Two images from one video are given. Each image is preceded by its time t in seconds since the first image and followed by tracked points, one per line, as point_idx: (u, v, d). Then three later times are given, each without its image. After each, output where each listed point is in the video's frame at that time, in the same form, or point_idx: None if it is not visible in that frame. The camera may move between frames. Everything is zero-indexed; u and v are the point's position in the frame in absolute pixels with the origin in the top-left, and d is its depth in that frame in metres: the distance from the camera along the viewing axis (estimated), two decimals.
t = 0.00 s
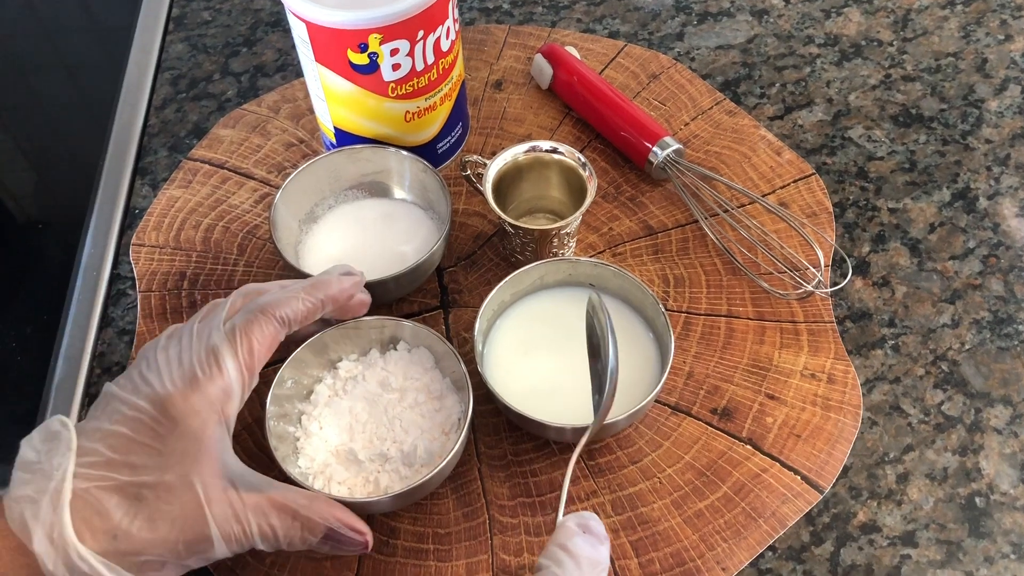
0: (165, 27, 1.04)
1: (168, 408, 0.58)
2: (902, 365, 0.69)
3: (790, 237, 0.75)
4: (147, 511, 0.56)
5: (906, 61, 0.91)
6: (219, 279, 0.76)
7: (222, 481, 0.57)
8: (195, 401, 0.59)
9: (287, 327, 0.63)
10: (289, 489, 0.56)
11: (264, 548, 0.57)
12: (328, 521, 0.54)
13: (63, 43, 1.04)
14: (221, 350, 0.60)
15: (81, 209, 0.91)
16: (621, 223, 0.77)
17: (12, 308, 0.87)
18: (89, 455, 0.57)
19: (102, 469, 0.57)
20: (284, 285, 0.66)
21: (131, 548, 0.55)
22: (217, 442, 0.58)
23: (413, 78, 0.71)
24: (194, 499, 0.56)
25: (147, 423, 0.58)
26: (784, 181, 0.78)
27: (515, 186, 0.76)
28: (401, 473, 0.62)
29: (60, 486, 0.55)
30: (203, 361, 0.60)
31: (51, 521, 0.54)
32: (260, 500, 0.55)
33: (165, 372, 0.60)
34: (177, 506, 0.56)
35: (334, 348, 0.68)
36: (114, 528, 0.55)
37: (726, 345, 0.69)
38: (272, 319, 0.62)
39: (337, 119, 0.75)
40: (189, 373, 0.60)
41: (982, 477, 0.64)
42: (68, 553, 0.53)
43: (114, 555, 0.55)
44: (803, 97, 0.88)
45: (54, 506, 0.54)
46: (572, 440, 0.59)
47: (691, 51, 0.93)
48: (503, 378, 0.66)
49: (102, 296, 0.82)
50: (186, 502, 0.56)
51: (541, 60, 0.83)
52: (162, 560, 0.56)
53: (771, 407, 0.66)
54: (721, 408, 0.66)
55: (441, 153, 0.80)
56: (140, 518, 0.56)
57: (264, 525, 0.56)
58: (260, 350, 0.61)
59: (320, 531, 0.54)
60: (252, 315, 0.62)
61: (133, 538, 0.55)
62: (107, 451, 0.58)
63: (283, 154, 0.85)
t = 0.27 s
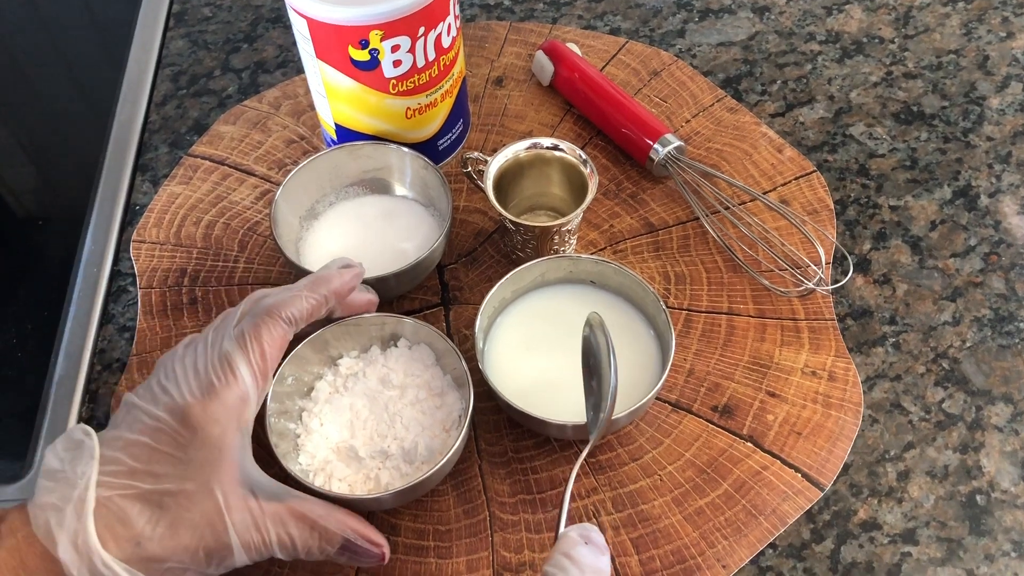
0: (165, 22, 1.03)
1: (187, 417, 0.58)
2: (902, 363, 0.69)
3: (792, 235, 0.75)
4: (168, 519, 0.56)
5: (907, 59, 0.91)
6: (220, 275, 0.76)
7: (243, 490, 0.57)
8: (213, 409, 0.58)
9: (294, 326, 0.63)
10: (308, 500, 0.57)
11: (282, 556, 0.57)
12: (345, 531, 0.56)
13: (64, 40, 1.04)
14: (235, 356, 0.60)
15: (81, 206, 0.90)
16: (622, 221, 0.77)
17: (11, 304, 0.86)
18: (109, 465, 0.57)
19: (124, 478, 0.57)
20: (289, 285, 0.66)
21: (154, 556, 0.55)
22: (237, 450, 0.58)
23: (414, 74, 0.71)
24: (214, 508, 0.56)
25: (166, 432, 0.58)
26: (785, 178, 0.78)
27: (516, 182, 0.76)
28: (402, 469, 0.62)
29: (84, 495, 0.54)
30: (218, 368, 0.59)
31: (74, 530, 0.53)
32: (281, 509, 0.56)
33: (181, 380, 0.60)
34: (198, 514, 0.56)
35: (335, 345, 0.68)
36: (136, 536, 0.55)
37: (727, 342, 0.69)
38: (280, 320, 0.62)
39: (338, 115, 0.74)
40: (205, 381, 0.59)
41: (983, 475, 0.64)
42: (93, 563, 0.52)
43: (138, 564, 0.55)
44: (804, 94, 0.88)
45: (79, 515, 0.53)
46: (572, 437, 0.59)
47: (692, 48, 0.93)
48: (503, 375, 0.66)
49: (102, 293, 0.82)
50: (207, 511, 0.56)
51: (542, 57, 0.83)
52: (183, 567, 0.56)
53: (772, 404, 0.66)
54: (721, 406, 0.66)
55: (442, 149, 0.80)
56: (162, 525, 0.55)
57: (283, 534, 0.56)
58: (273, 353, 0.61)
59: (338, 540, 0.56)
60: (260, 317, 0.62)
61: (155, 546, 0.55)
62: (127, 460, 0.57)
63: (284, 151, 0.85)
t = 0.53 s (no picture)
0: (167, 15, 1.03)
1: (205, 411, 0.59)
2: (906, 358, 0.69)
3: (796, 230, 0.75)
4: (194, 512, 0.56)
5: (912, 54, 0.91)
6: (224, 269, 0.76)
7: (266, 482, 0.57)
8: (229, 403, 0.58)
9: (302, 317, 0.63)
10: (331, 493, 0.56)
11: (311, 549, 0.57)
12: (369, 520, 0.55)
13: (67, 36, 1.04)
14: (249, 349, 0.60)
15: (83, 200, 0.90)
16: (627, 215, 0.77)
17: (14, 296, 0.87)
18: (136, 461, 0.58)
19: (148, 475, 0.58)
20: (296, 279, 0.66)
21: (181, 550, 0.55)
22: (256, 442, 0.58)
23: (419, 67, 0.71)
24: (237, 501, 0.56)
25: (187, 428, 0.59)
26: (790, 173, 0.78)
27: (520, 177, 0.76)
28: (407, 461, 0.62)
29: (111, 491, 0.55)
30: (233, 361, 0.60)
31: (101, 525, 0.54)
32: (304, 502, 0.55)
33: (199, 377, 0.61)
34: (222, 506, 0.56)
35: (338, 340, 0.68)
36: (163, 529, 0.56)
37: (731, 337, 0.69)
38: (288, 311, 0.63)
39: (342, 109, 0.74)
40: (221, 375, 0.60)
41: (986, 470, 0.64)
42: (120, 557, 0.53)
43: (166, 557, 0.55)
44: (809, 89, 0.88)
45: (106, 511, 0.54)
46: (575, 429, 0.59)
47: (697, 43, 0.93)
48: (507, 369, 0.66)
49: (106, 288, 0.82)
50: (231, 504, 0.56)
51: (546, 51, 0.83)
52: (210, 562, 0.56)
53: (776, 399, 0.66)
54: (725, 400, 0.66)
55: (446, 143, 0.80)
56: (188, 518, 0.56)
57: (308, 527, 0.55)
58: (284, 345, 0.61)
59: (363, 530, 0.55)
60: (269, 310, 0.62)
61: (182, 539, 0.55)
62: (151, 457, 0.58)
63: (288, 145, 0.85)
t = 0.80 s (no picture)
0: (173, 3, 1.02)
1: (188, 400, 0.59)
2: (916, 351, 0.69)
3: (805, 223, 0.74)
4: (178, 503, 0.56)
5: (922, 48, 0.90)
6: (232, 259, 0.76)
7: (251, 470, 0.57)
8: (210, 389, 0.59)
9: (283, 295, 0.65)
10: (318, 476, 0.56)
11: (300, 539, 0.56)
12: (359, 502, 0.55)
13: (69, 17, 1.02)
14: (231, 336, 0.61)
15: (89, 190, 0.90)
16: (635, 207, 0.76)
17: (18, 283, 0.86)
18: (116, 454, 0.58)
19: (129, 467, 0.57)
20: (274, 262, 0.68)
21: (167, 542, 0.55)
22: (240, 429, 0.58)
23: (428, 58, 0.70)
24: (221, 488, 0.56)
25: (169, 417, 0.59)
26: (799, 166, 0.77)
27: (529, 168, 0.76)
28: (397, 448, 0.62)
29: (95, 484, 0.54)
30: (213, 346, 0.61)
31: (85, 518, 0.53)
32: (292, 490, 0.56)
33: (181, 367, 0.61)
34: (207, 496, 0.56)
35: (327, 321, 0.68)
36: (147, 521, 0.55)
37: (740, 329, 0.69)
38: (267, 290, 0.64)
39: (350, 99, 0.74)
40: (202, 362, 0.60)
41: (996, 464, 0.64)
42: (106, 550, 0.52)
43: (152, 551, 0.54)
44: (818, 82, 0.88)
45: (89, 503, 0.53)
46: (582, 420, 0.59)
47: (706, 35, 0.93)
48: (515, 359, 0.66)
49: (113, 276, 0.82)
50: (215, 493, 0.56)
51: (555, 43, 0.83)
52: (195, 554, 0.56)
53: (784, 392, 0.66)
54: (734, 393, 0.66)
55: (454, 135, 0.80)
56: (172, 510, 0.55)
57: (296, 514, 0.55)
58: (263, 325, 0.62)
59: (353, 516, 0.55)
60: (248, 291, 0.64)
61: (167, 531, 0.55)
62: (133, 449, 0.58)
63: (296, 136, 0.85)
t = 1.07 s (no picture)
0: None
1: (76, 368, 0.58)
2: (928, 346, 0.69)
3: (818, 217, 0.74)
4: (78, 479, 0.56)
5: (935, 42, 0.90)
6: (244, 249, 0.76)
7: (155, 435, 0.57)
8: (101, 356, 0.58)
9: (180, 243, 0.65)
10: (228, 440, 0.55)
11: (213, 508, 0.56)
12: (280, 461, 0.53)
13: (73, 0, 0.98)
14: (117, 300, 0.61)
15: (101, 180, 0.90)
16: (647, 200, 0.76)
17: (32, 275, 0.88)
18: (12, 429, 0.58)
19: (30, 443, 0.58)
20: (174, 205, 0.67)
21: (70, 519, 0.55)
22: (139, 395, 0.58)
23: (441, 49, 0.70)
24: (121, 462, 0.56)
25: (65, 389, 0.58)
26: (812, 160, 0.77)
27: (541, 160, 0.75)
28: (326, 398, 0.62)
29: None
30: (105, 310, 0.60)
31: None
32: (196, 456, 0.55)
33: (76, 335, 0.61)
34: (107, 469, 0.56)
35: (256, 256, 0.67)
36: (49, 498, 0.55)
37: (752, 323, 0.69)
38: (158, 241, 0.64)
39: (363, 90, 0.74)
40: (90, 328, 0.60)
41: (1009, 459, 0.64)
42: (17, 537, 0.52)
43: (51, 531, 0.55)
44: (830, 76, 0.87)
45: None
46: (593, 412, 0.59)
47: (718, 29, 0.92)
48: (527, 350, 0.66)
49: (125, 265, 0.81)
50: (117, 467, 0.56)
51: (567, 35, 0.83)
52: (103, 533, 0.56)
53: (797, 385, 0.66)
54: (747, 386, 0.66)
55: (466, 127, 0.80)
56: (72, 487, 0.56)
57: (202, 481, 0.55)
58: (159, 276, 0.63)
59: (266, 478, 0.53)
60: (140, 245, 0.64)
61: (74, 506, 0.55)
62: (28, 423, 0.58)
63: (307, 127, 0.85)
